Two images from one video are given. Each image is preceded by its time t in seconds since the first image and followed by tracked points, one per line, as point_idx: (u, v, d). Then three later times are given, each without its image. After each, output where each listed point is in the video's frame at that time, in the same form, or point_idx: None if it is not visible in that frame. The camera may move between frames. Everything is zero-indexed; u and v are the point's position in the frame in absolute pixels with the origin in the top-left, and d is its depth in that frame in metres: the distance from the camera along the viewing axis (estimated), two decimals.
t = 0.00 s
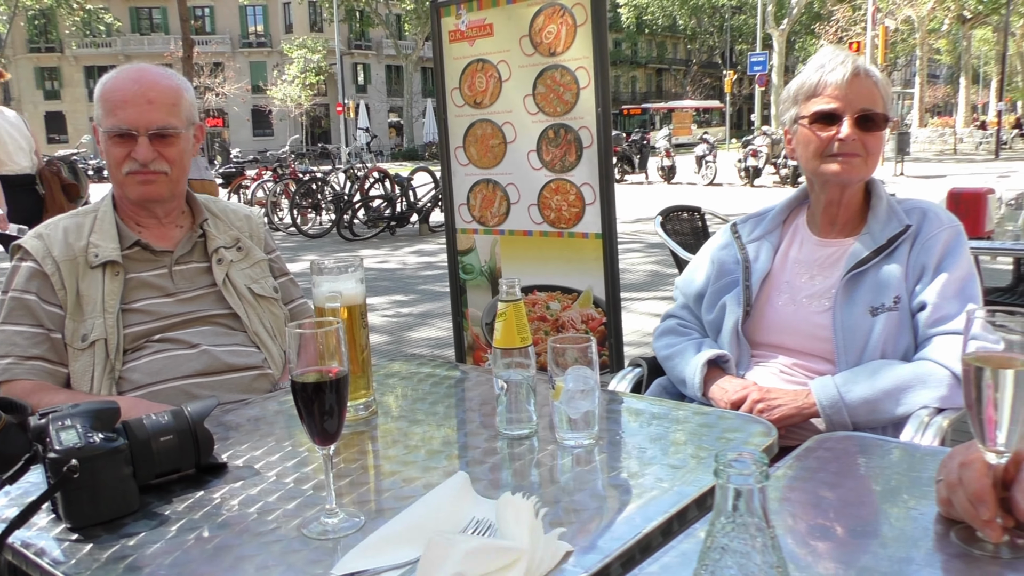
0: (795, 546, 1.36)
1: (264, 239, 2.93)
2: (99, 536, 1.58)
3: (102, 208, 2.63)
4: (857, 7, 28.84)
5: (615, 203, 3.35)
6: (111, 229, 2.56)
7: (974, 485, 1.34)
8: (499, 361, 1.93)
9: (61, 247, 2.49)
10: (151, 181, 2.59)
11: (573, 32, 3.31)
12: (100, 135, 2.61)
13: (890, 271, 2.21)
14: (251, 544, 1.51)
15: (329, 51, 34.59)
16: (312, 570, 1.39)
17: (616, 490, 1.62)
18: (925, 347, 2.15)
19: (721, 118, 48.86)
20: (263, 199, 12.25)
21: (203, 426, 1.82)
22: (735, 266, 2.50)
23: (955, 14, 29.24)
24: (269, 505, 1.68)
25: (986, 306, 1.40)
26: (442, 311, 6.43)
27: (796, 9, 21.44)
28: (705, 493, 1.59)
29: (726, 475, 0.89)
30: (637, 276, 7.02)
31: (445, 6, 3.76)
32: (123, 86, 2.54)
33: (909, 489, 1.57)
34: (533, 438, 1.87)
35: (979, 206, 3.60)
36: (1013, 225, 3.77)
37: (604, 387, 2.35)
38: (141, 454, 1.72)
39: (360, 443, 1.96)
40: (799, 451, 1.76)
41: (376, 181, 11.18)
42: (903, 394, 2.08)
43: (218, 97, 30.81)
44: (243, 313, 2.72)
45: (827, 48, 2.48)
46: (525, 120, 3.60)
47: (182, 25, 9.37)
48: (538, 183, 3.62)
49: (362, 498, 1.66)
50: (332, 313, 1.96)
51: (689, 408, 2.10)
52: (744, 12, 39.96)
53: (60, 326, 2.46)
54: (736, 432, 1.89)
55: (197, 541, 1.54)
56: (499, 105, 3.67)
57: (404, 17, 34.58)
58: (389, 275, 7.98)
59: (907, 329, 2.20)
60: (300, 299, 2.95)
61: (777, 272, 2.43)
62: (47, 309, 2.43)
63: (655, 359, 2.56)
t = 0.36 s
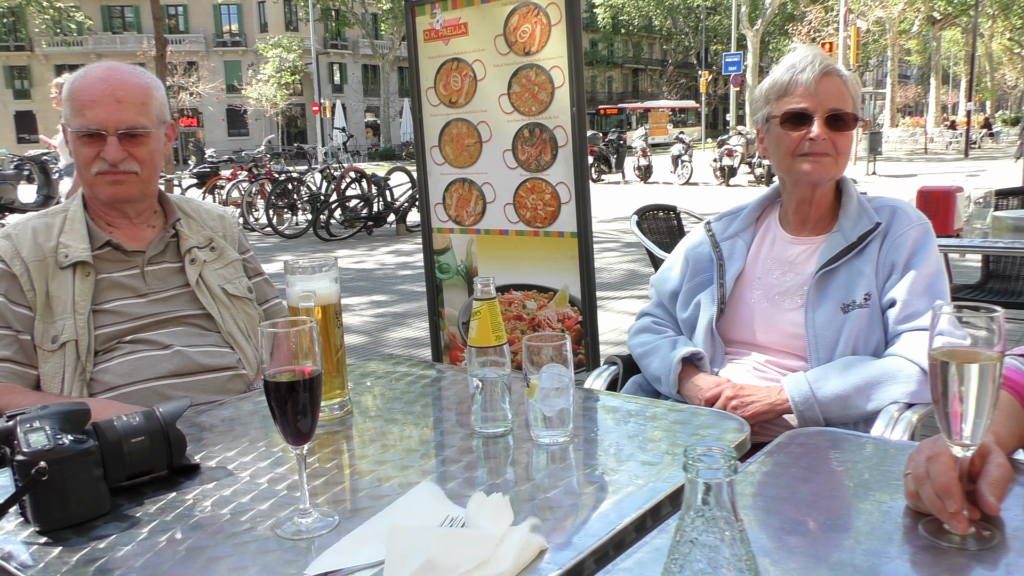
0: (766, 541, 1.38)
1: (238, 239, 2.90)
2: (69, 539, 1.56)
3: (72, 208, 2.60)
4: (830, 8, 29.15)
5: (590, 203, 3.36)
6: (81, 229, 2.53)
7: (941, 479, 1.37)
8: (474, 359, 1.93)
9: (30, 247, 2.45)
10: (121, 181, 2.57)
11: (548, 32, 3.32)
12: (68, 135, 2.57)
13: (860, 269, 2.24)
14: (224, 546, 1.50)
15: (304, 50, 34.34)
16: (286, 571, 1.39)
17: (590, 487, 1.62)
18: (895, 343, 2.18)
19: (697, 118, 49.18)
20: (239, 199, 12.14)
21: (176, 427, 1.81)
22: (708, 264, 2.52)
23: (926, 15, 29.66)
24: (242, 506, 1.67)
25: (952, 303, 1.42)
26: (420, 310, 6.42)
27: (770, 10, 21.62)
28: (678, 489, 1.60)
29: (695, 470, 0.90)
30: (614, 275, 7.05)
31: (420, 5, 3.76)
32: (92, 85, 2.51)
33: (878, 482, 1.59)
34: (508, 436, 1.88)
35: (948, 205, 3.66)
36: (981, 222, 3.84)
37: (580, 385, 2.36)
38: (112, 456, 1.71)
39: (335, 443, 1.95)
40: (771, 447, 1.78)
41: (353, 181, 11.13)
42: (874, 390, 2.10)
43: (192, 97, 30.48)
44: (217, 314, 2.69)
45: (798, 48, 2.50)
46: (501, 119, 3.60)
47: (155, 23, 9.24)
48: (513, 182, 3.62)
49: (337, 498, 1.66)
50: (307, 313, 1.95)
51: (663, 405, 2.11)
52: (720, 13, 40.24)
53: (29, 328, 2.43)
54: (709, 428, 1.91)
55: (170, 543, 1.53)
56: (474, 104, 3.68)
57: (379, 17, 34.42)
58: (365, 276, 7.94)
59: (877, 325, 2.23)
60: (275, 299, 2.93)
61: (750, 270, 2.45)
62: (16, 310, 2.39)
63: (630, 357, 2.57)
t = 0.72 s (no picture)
0: (730, 537, 1.39)
1: (208, 240, 2.87)
2: (31, 546, 1.53)
3: (37, 211, 2.57)
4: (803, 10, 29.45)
5: (562, 203, 3.37)
6: (47, 232, 2.50)
7: (902, 473, 1.38)
8: (444, 360, 1.93)
9: None
10: (87, 183, 2.53)
11: (519, 32, 3.33)
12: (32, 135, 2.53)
13: (828, 267, 2.26)
14: (190, 549, 1.49)
15: (279, 51, 34.12)
16: (252, 574, 1.38)
17: (559, 486, 1.63)
18: (862, 340, 2.20)
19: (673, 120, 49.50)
20: (212, 201, 12.02)
21: (141, 430, 1.79)
22: (679, 263, 2.53)
23: (896, 18, 30.06)
24: (209, 509, 1.65)
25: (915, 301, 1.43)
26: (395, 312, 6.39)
27: (742, 12, 21.79)
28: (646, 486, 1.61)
29: (653, 466, 0.90)
30: (589, 275, 7.07)
31: (392, 6, 3.75)
32: (55, 85, 2.47)
33: (842, 478, 1.61)
34: (478, 436, 1.87)
35: (915, 205, 3.71)
36: (947, 222, 3.90)
37: (552, 384, 2.37)
38: (76, 460, 1.68)
39: (305, 444, 1.94)
40: (738, 444, 1.79)
41: (328, 182, 11.08)
42: (841, 387, 2.12)
43: (165, 98, 30.16)
44: (186, 316, 2.66)
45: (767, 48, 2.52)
46: (473, 119, 3.60)
47: (125, 23, 9.14)
48: (486, 183, 3.62)
49: (305, 500, 1.65)
50: (274, 314, 1.93)
51: (633, 404, 2.12)
52: (694, 15, 40.53)
53: None
54: (678, 426, 1.92)
55: (135, 548, 1.51)
56: (447, 105, 3.68)
57: (354, 17, 34.28)
58: (340, 277, 7.90)
59: (844, 323, 2.26)
60: (246, 301, 2.90)
61: (719, 269, 2.47)
62: None
63: (602, 357, 2.58)
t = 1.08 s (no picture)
0: (686, 535, 1.40)
1: (167, 242, 2.82)
2: None
3: None
4: (765, 13, 29.84)
5: (525, 203, 3.38)
6: None
7: (853, 469, 1.42)
8: (405, 361, 1.92)
9: None
10: (37, 181, 2.48)
11: (482, 33, 3.34)
12: None
13: (786, 267, 2.30)
14: (144, 555, 1.46)
15: (242, 49, 33.71)
16: None
17: (519, 486, 1.63)
18: (820, 339, 2.24)
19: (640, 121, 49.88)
20: (173, 201, 11.83)
21: (95, 434, 1.75)
22: (640, 263, 2.55)
23: (856, 22, 30.60)
24: (165, 514, 1.63)
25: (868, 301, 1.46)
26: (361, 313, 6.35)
27: (705, 15, 22.03)
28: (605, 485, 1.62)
29: (605, 466, 0.91)
30: (556, 276, 7.10)
31: (354, 5, 3.74)
32: (4, 81, 2.43)
33: (797, 474, 1.64)
34: (439, 437, 1.87)
35: (872, 205, 3.78)
36: (903, 222, 3.99)
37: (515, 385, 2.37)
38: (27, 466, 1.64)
39: (264, 447, 1.92)
40: (697, 443, 1.82)
41: (292, 182, 10.98)
42: (799, 385, 2.16)
43: (125, 97, 29.62)
44: (144, 318, 2.61)
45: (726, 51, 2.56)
46: (436, 120, 3.60)
47: (83, 19, 8.96)
48: (449, 183, 3.62)
49: (263, 503, 1.63)
50: (233, 316, 1.90)
51: (595, 404, 2.13)
52: (660, 17, 40.84)
53: None
54: (638, 426, 1.94)
55: (87, 554, 1.48)
56: (410, 105, 3.67)
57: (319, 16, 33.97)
58: (305, 278, 7.84)
59: (802, 322, 2.30)
60: (206, 303, 2.85)
61: (680, 269, 2.50)
62: None
63: (565, 357, 2.59)
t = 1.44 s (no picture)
0: (645, 535, 1.42)
1: (125, 244, 2.76)
2: None
3: None
4: (729, 18, 30.20)
5: (490, 206, 3.38)
6: None
7: (808, 468, 1.44)
8: (367, 364, 1.91)
9: None
10: None
11: (446, 36, 3.34)
12: None
13: (746, 268, 2.33)
14: (99, 563, 1.44)
15: (205, 48, 33.24)
16: None
17: (481, 488, 1.63)
18: (778, 339, 2.28)
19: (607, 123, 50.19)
20: (134, 203, 11.63)
21: (49, 441, 1.72)
22: (603, 265, 2.57)
23: (817, 26, 31.11)
24: (121, 521, 1.60)
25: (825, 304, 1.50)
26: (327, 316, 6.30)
27: (670, 19, 22.22)
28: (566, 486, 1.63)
29: (560, 468, 0.92)
30: (522, 277, 7.11)
31: (316, 6, 3.71)
32: None
33: (755, 474, 1.66)
34: (401, 440, 1.87)
35: (832, 207, 3.85)
36: (861, 223, 4.06)
37: (480, 387, 2.36)
38: None
39: (224, 452, 1.90)
40: (658, 444, 1.83)
41: (256, 184, 10.86)
42: (758, 385, 2.19)
43: (84, 97, 29.04)
44: (101, 321, 2.57)
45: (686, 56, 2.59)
46: (400, 122, 3.59)
47: (39, 18, 8.77)
48: (414, 185, 3.61)
49: (222, 509, 1.61)
50: (191, 320, 1.88)
51: (558, 405, 2.14)
52: (625, 20, 41.12)
53: None
54: (600, 427, 1.95)
55: (40, 563, 1.45)
56: (373, 107, 3.65)
57: (283, 16, 33.62)
58: (269, 280, 7.77)
59: (761, 323, 2.33)
60: (165, 306, 2.79)
61: (643, 271, 2.51)
62: None
63: (529, 359, 2.59)
